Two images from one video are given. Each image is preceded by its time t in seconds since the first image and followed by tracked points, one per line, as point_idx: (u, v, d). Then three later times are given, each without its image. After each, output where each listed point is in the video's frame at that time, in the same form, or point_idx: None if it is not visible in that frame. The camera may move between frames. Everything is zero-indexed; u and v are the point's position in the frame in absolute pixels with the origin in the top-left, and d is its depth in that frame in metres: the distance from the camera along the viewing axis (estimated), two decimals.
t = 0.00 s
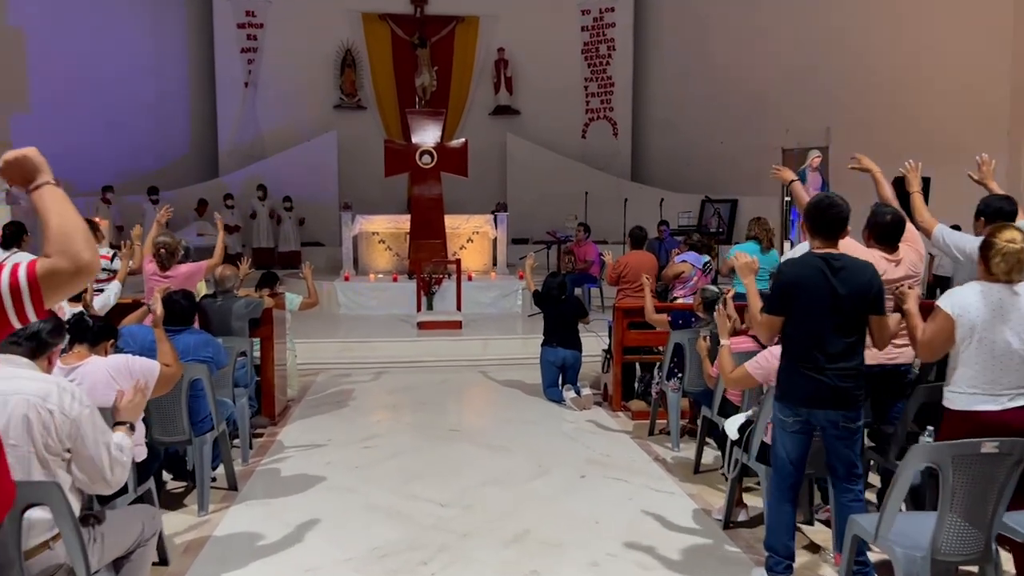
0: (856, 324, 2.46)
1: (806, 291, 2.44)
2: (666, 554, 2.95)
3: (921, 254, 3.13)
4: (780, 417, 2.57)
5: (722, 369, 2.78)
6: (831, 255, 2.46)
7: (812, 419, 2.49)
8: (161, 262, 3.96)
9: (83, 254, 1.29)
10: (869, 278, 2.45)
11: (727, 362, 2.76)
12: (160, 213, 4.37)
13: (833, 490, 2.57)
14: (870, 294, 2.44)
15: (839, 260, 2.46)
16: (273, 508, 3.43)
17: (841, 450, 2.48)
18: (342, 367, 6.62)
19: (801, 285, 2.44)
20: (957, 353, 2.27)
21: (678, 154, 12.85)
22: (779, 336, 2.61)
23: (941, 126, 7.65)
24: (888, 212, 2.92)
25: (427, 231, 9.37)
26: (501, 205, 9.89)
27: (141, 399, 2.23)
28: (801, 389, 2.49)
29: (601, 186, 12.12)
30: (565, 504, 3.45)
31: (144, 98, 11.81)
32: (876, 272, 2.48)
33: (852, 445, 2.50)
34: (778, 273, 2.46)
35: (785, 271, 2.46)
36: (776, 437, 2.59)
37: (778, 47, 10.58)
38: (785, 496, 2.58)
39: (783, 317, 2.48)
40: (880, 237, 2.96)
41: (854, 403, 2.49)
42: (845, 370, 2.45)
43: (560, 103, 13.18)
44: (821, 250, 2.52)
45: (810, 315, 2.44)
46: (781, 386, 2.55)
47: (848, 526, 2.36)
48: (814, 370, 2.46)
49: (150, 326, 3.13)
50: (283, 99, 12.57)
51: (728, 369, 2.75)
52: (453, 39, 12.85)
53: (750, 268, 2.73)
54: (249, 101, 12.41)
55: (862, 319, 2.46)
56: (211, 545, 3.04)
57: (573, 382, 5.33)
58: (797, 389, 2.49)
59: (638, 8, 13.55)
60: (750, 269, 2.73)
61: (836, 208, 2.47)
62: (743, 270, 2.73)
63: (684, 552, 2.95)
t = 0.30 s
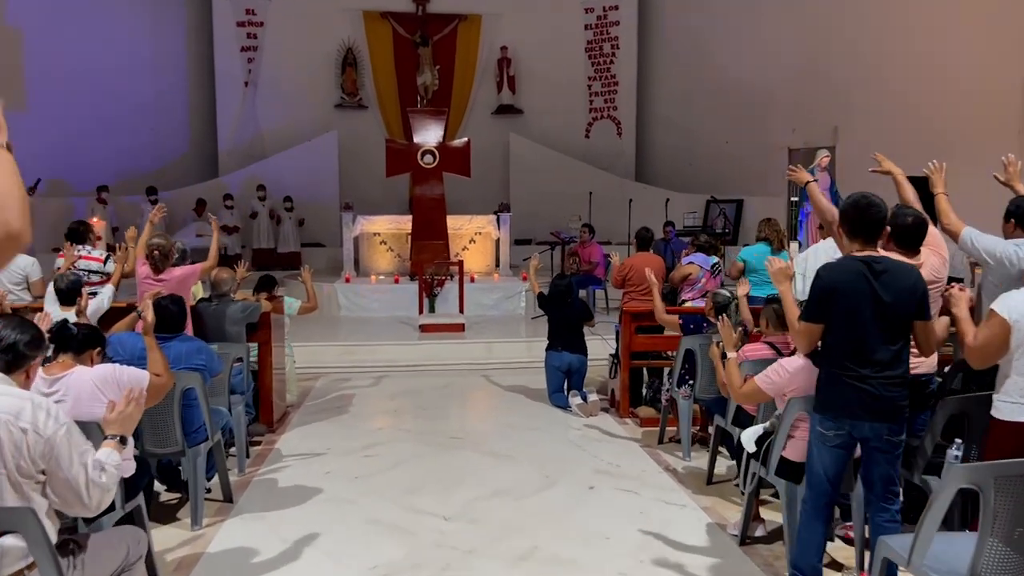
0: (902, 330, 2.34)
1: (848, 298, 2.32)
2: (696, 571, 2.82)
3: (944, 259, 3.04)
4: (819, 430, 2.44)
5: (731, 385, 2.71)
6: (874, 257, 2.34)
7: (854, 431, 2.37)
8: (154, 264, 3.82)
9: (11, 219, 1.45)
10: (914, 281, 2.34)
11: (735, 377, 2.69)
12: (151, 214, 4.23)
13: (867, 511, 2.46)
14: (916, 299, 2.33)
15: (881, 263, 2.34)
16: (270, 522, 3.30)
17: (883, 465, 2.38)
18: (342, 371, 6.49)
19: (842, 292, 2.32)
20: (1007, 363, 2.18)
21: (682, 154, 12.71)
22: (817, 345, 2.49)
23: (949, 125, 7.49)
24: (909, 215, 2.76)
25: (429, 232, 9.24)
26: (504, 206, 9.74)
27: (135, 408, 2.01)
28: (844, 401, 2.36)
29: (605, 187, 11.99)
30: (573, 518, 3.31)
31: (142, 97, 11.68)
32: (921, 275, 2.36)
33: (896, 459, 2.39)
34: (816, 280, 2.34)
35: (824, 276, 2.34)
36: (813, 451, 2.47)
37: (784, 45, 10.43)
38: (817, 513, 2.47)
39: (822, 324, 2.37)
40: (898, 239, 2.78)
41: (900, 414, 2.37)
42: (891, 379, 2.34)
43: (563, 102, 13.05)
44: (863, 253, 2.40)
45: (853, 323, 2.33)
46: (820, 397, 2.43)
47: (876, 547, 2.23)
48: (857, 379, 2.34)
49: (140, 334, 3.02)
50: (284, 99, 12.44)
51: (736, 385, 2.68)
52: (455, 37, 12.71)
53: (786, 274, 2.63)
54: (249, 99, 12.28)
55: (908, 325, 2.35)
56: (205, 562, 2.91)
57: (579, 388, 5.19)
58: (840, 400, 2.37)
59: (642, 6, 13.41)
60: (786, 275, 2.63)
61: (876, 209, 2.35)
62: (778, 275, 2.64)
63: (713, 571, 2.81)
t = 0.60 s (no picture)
0: (934, 336, 2.22)
1: (877, 299, 2.19)
2: None
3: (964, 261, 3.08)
4: (846, 441, 2.31)
5: (750, 400, 2.55)
6: (904, 256, 2.22)
7: (884, 442, 2.24)
8: (152, 265, 3.70)
9: None
10: (945, 282, 2.21)
11: (756, 392, 2.53)
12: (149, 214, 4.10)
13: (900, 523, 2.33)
14: (949, 301, 2.21)
15: (912, 264, 2.22)
16: (273, 533, 3.16)
17: (914, 476, 2.25)
18: (346, 373, 6.36)
19: (872, 293, 2.19)
20: None
21: (688, 153, 12.58)
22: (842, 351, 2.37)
23: (958, 121, 7.33)
24: (928, 216, 2.55)
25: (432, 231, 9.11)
26: (509, 205, 9.61)
27: (128, 417, 1.89)
28: (871, 409, 2.23)
29: (611, 186, 11.86)
30: (587, 529, 3.18)
31: (141, 95, 11.56)
32: (952, 275, 2.23)
33: (928, 471, 2.26)
34: (844, 281, 2.21)
35: (852, 276, 2.21)
36: (840, 462, 2.33)
37: (791, 42, 10.28)
38: (848, 527, 2.35)
39: (849, 328, 2.24)
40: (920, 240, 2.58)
41: (932, 424, 2.24)
42: (921, 386, 2.20)
43: (568, 101, 12.92)
44: (892, 253, 2.27)
45: (883, 326, 2.19)
46: (846, 405, 2.30)
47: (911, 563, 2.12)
48: (885, 385, 2.21)
49: (135, 337, 2.91)
50: (286, 97, 12.32)
51: (758, 401, 2.52)
52: (459, 35, 12.59)
53: (809, 274, 2.47)
54: (251, 98, 12.16)
55: (940, 328, 2.22)
56: None
57: (588, 391, 5.05)
58: (868, 408, 2.24)
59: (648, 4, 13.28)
60: (809, 276, 2.46)
61: (904, 205, 2.21)
62: (802, 276, 2.47)
63: None
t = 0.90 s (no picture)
0: (961, 348, 2.06)
1: (901, 309, 2.04)
2: None
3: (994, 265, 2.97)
4: (867, 457, 2.17)
5: (783, 411, 2.37)
6: (931, 265, 2.06)
7: (905, 458, 2.09)
8: (151, 268, 3.57)
9: None
10: (975, 292, 2.06)
11: (789, 403, 2.36)
12: (149, 216, 3.97)
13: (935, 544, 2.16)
14: (977, 312, 2.05)
15: (940, 272, 2.06)
16: (279, 549, 3.03)
17: (939, 496, 2.08)
18: (352, 377, 6.25)
19: (896, 303, 2.04)
20: None
21: (695, 153, 12.44)
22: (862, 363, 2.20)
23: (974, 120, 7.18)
24: (963, 215, 2.50)
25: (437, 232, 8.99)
26: (515, 205, 9.48)
27: (126, 439, 1.91)
28: (889, 423, 2.08)
29: (617, 185, 11.73)
30: (607, 544, 3.06)
31: (143, 94, 11.45)
32: (982, 285, 2.08)
33: (953, 491, 2.09)
34: (867, 289, 2.05)
35: (874, 284, 2.06)
36: (864, 481, 2.19)
37: (799, 40, 10.13)
38: (877, 548, 2.19)
39: (871, 341, 2.07)
40: (949, 241, 2.53)
41: (958, 441, 2.07)
42: (944, 402, 2.04)
43: (573, 100, 12.80)
44: (916, 260, 2.12)
45: (905, 337, 2.04)
46: (865, 419, 2.15)
47: None
48: (905, 399, 2.06)
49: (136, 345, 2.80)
50: (290, 96, 12.20)
51: (793, 412, 2.35)
52: (464, 34, 12.45)
53: (829, 281, 2.27)
54: (254, 97, 12.03)
55: (967, 340, 2.06)
56: None
57: (601, 398, 4.92)
58: (887, 422, 2.09)
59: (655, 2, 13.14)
60: (828, 282, 2.27)
61: (928, 212, 2.06)
62: (819, 282, 2.27)
63: None
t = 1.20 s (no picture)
0: (992, 356, 1.91)
1: (933, 316, 1.88)
2: None
3: None
4: (891, 471, 2.02)
5: (824, 412, 2.23)
6: (962, 269, 1.91)
7: (931, 473, 1.94)
8: (148, 269, 3.45)
9: None
10: (1008, 298, 1.91)
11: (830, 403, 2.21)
12: (143, 213, 3.86)
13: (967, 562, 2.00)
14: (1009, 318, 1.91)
15: (972, 276, 1.91)
16: (284, 561, 2.92)
17: (968, 513, 1.92)
18: (358, 380, 6.14)
19: (927, 309, 1.88)
20: None
21: (701, 153, 12.32)
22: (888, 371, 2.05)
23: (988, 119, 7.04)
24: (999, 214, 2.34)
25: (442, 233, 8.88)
26: (520, 205, 9.36)
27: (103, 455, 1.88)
28: (914, 437, 1.93)
29: (624, 185, 11.61)
30: (625, 556, 2.95)
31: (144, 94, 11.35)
32: (1016, 290, 1.93)
33: (983, 508, 1.93)
34: (896, 294, 1.90)
35: (902, 289, 1.91)
36: (889, 494, 2.04)
37: (807, 38, 10.00)
38: (908, 569, 2.03)
39: (897, 348, 1.92)
40: (983, 243, 2.41)
41: (986, 455, 1.92)
42: (972, 414, 1.90)
43: (578, 99, 12.68)
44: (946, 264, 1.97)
45: (934, 346, 1.89)
46: (888, 431, 2.00)
47: None
48: (930, 411, 1.91)
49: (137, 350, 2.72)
50: (293, 95, 12.09)
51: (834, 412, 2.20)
52: (468, 32, 12.33)
53: (852, 284, 2.12)
54: (257, 96, 11.92)
55: (998, 349, 1.91)
56: None
57: (613, 402, 4.81)
58: (911, 434, 1.94)
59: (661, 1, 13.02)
60: (851, 286, 2.12)
61: (956, 215, 1.92)
62: (842, 287, 2.12)
63: None
